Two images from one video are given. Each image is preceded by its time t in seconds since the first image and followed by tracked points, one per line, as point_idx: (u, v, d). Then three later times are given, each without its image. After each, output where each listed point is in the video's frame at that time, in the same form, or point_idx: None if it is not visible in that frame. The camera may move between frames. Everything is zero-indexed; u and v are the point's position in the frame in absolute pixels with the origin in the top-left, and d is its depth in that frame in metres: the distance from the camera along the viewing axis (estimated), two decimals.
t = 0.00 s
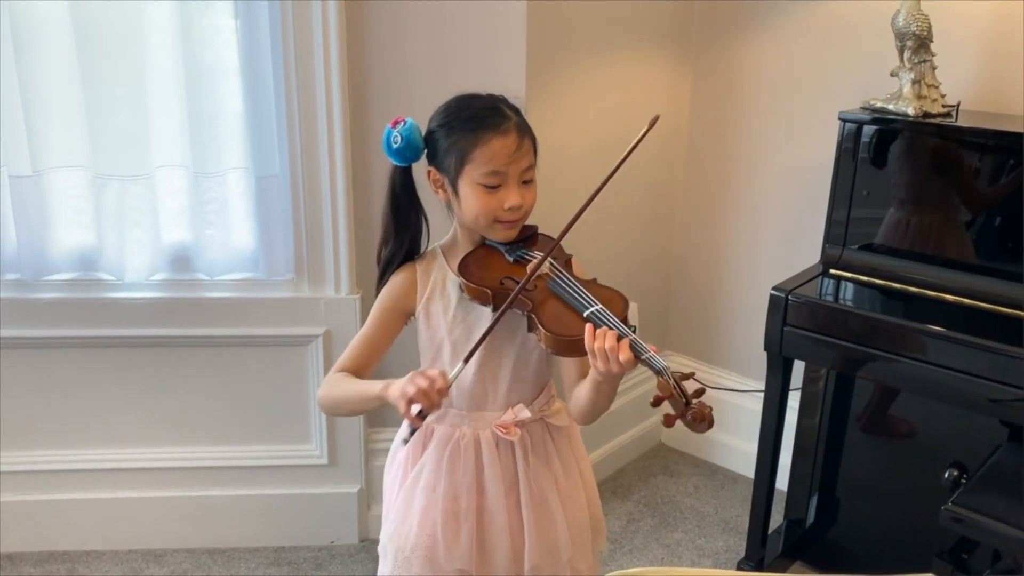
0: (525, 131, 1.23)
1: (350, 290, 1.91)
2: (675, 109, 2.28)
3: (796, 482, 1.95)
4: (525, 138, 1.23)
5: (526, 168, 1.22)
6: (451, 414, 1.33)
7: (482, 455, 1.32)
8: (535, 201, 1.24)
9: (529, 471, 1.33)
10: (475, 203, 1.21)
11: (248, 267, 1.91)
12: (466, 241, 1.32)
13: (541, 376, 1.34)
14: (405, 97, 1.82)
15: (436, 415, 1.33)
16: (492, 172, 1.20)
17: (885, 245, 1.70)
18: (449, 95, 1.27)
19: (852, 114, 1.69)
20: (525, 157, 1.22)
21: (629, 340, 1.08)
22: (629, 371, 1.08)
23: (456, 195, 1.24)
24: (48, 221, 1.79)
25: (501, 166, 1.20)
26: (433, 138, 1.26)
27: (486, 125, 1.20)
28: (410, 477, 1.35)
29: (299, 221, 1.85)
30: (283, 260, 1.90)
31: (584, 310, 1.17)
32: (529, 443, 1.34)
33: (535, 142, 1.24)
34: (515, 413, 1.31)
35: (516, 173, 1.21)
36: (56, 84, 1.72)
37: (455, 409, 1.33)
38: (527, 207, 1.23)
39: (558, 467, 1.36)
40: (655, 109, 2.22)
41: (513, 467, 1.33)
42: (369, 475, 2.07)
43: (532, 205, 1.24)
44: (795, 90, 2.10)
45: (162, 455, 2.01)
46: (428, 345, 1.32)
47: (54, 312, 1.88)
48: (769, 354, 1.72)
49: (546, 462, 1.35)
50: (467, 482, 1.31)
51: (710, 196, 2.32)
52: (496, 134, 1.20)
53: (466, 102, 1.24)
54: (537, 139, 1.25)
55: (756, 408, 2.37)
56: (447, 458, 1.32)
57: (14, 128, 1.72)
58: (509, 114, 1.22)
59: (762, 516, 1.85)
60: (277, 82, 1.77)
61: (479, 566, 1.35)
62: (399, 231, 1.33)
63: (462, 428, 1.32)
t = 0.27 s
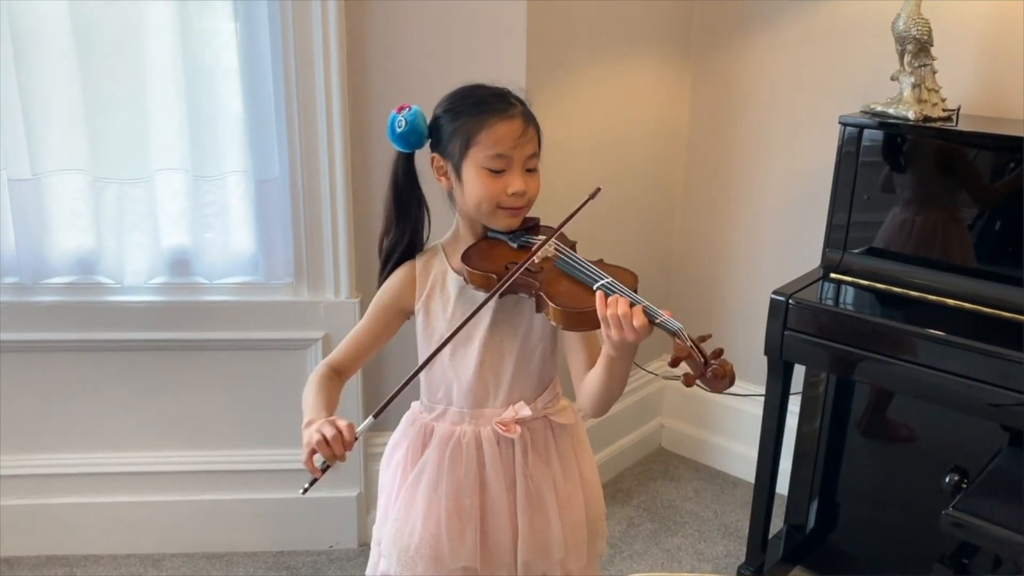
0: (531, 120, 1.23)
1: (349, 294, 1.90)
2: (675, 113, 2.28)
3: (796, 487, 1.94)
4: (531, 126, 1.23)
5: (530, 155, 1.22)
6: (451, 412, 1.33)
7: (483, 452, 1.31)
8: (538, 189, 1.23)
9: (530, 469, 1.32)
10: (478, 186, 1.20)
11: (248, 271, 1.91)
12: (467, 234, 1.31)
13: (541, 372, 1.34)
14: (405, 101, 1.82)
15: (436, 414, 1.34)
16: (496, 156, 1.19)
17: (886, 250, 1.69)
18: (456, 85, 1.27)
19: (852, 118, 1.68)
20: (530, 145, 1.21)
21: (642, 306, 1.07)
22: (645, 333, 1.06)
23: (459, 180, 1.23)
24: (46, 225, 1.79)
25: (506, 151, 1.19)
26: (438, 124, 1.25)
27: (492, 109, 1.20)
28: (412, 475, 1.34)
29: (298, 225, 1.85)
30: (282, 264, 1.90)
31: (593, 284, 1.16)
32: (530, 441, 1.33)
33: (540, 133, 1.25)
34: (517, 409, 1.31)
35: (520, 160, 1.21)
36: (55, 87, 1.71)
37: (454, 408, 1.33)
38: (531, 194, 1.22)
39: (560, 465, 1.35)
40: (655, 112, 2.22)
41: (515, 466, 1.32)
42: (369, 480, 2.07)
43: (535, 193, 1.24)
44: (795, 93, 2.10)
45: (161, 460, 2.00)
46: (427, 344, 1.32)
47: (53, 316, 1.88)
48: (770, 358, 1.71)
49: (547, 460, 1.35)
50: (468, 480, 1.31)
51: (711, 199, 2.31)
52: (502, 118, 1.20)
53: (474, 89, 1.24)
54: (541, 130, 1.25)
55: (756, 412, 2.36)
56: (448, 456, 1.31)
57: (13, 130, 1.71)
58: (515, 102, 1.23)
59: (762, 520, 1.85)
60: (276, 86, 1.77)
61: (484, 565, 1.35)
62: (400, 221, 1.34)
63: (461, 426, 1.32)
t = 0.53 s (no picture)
0: (534, 145, 1.23)
1: (350, 295, 1.90)
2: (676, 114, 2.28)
3: (796, 489, 1.94)
4: (533, 152, 1.22)
5: (532, 182, 1.22)
6: (447, 421, 1.32)
7: (476, 463, 1.31)
8: (539, 214, 1.24)
9: (523, 480, 1.32)
10: (480, 214, 1.20)
11: (248, 272, 1.91)
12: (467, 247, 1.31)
13: (538, 384, 1.33)
14: (406, 102, 1.82)
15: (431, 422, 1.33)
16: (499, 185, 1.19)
17: (886, 252, 1.69)
18: (459, 103, 1.26)
19: (853, 120, 1.68)
20: (533, 173, 1.21)
21: (632, 357, 1.08)
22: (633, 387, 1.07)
23: (460, 203, 1.23)
24: (46, 225, 1.79)
25: (508, 181, 1.19)
26: (441, 145, 1.25)
27: (494, 134, 1.20)
28: (404, 482, 1.34)
29: (298, 226, 1.85)
30: (282, 265, 1.90)
31: (586, 324, 1.16)
32: (524, 453, 1.33)
33: (541, 157, 1.24)
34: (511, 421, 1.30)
35: (522, 187, 1.21)
36: (55, 88, 1.71)
37: (450, 417, 1.32)
38: (531, 218, 1.23)
39: (554, 478, 1.36)
40: (655, 114, 2.22)
41: (508, 477, 1.33)
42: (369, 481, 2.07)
43: (535, 218, 1.24)
44: (795, 95, 2.10)
45: (161, 460, 2.00)
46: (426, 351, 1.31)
47: (52, 316, 1.87)
48: (770, 360, 1.71)
49: (541, 472, 1.35)
50: (460, 490, 1.31)
51: (710, 201, 2.32)
52: (505, 146, 1.19)
53: (477, 112, 1.23)
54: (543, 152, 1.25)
55: (756, 414, 2.36)
56: (441, 465, 1.31)
57: (14, 132, 1.71)
58: (518, 125, 1.22)
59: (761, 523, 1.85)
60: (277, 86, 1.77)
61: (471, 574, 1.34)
62: (403, 234, 1.33)
63: (457, 435, 1.32)
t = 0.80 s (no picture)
0: (538, 144, 1.23)
1: (350, 294, 1.90)
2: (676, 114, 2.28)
3: (796, 489, 1.94)
4: (538, 151, 1.22)
5: (537, 182, 1.22)
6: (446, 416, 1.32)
7: (475, 457, 1.31)
8: (542, 214, 1.24)
9: (521, 476, 1.32)
10: (484, 214, 1.20)
11: (248, 272, 1.90)
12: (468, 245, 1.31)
13: (537, 380, 1.33)
14: (406, 101, 1.81)
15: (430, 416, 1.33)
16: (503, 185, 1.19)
17: (886, 252, 1.69)
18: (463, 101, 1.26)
19: (854, 119, 1.68)
20: (537, 173, 1.21)
21: (640, 365, 1.08)
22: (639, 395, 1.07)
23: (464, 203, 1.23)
24: (46, 225, 1.79)
25: (513, 181, 1.19)
26: (445, 143, 1.24)
27: (499, 134, 1.20)
28: (402, 473, 1.34)
29: (298, 226, 1.85)
30: (282, 264, 1.90)
31: (591, 328, 1.16)
32: (523, 450, 1.33)
33: (546, 156, 1.24)
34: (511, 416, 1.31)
35: (526, 187, 1.21)
36: (55, 87, 1.71)
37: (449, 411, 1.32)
38: (534, 219, 1.23)
39: (552, 475, 1.36)
40: (656, 114, 2.22)
41: (506, 472, 1.32)
42: (368, 481, 2.07)
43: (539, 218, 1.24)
44: (796, 95, 2.10)
45: (161, 460, 2.00)
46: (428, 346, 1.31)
47: (53, 316, 1.87)
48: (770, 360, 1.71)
49: (539, 470, 1.35)
50: (458, 483, 1.30)
51: (711, 201, 2.31)
52: (509, 146, 1.19)
53: (482, 110, 1.23)
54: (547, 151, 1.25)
55: (756, 414, 2.36)
56: (440, 458, 1.31)
57: (13, 132, 1.71)
58: (522, 124, 1.22)
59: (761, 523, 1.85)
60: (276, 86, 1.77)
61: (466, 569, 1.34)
62: (404, 231, 1.32)
63: (456, 429, 1.32)
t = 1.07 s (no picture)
0: (538, 140, 1.23)
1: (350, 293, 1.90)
2: (676, 113, 2.28)
3: (797, 488, 1.94)
4: (537, 147, 1.22)
5: (536, 178, 1.21)
6: (447, 412, 1.32)
7: (475, 453, 1.31)
8: (542, 210, 1.24)
9: (521, 473, 1.32)
10: (483, 210, 1.20)
11: (248, 271, 1.90)
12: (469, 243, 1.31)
13: (539, 378, 1.33)
14: (406, 101, 1.81)
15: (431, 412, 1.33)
16: (503, 181, 1.19)
17: (886, 251, 1.69)
18: (463, 99, 1.25)
19: (854, 118, 1.68)
20: (537, 168, 1.21)
21: (644, 356, 1.09)
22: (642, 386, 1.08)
23: (463, 200, 1.23)
24: (45, 224, 1.79)
25: (512, 177, 1.19)
26: (444, 140, 1.24)
27: (498, 130, 1.19)
28: (402, 468, 1.34)
29: (298, 225, 1.85)
30: (282, 263, 1.90)
31: (593, 323, 1.16)
32: (523, 448, 1.33)
33: (545, 152, 1.24)
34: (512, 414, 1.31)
35: (526, 182, 1.21)
36: (55, 87, 1.71)
37: (450, 407, 1.32)
38: (534, 215, 1.22)
39: (551, 472, 1.36)
40: (656, 114, 2.22)
41: (506, 469, 1.32)
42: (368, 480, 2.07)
43: (539, 214, 1.24)
44: (796, 95, 2.10)
45: (161, 459, 2.00)
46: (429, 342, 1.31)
47: (53, 316, 1.87)
48: (771, 358, 1.71)
49: (539, 467, 1.35)
50: (458, 478, 1.30)
51: (711, 200, 2.31)
52: (508, 141, 1.19)
53: (481, 107, 1.22)
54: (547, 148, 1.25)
55: (756, 413, 2.36)
56: (440, 454, 1.31)
57: (13, 131, 1.71)
58: (521, 121, 1.22)
59: (761, 523, 1.85)
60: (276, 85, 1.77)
61: (464, 565, 1.34)
62: (403, 228, 1.31)
63: (457, 425, 1.32)
